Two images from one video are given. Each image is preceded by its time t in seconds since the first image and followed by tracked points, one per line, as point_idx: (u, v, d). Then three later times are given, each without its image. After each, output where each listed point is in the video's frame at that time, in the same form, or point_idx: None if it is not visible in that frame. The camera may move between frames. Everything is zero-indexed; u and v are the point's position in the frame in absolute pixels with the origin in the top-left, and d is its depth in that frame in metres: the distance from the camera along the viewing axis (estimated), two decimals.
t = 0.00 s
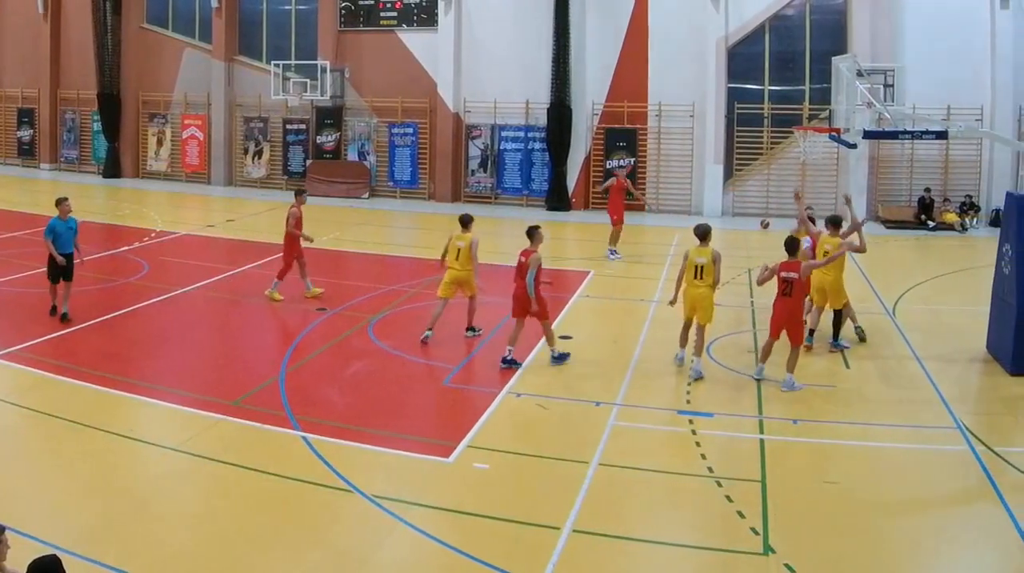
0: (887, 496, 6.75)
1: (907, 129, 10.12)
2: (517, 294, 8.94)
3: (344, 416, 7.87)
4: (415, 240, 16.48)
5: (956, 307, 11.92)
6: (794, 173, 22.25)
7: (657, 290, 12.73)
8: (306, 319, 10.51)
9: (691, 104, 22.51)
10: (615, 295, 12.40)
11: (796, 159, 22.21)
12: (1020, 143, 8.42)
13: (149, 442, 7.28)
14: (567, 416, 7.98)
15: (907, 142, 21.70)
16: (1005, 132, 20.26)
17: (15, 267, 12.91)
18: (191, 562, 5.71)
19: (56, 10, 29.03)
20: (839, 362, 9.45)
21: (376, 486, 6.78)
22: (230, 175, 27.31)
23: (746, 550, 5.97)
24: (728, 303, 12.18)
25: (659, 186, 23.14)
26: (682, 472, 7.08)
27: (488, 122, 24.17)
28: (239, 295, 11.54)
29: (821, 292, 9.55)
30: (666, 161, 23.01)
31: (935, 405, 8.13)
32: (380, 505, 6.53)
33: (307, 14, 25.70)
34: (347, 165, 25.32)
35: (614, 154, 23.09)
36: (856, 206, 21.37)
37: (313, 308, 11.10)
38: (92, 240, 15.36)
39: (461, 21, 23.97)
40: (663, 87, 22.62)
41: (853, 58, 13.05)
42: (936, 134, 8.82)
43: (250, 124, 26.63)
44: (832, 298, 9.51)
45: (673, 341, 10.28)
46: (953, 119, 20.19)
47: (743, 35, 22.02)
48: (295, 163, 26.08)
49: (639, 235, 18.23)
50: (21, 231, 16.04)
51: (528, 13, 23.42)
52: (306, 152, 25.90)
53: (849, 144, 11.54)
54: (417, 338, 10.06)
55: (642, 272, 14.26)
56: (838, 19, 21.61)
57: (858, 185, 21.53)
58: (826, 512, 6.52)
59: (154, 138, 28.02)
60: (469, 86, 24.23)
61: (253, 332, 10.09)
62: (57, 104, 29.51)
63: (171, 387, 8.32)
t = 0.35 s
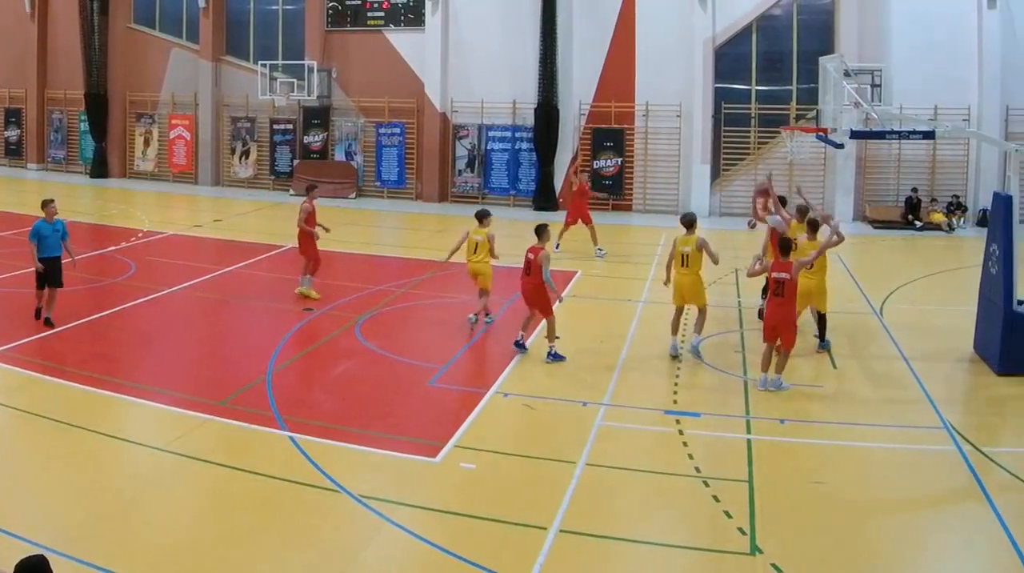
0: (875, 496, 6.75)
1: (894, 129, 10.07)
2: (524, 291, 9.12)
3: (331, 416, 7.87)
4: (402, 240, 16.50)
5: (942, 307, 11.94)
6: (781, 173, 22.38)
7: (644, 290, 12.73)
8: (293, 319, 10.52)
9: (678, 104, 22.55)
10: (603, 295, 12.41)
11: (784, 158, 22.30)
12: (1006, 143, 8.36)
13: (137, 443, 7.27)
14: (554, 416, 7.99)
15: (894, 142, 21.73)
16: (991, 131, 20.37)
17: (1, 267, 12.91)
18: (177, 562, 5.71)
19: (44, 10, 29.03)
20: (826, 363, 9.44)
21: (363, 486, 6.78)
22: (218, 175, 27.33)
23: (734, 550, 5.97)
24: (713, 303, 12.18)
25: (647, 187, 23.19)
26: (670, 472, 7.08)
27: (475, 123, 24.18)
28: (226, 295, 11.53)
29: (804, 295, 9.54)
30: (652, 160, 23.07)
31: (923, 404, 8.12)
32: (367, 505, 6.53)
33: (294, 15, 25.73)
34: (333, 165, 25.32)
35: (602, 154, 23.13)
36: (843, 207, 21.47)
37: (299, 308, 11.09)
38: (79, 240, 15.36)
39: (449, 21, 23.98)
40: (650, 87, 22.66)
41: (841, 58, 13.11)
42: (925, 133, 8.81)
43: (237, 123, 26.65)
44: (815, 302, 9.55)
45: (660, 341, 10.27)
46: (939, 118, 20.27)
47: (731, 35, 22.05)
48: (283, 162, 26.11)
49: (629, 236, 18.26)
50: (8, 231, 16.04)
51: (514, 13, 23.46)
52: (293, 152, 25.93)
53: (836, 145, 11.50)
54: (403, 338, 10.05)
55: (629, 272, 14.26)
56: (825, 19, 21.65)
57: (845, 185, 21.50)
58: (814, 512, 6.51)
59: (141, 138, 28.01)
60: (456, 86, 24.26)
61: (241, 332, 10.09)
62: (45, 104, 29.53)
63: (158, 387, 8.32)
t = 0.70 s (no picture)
0: (860, 496, 6.75)
1: (880, 129, 10.03)
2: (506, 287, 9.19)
3: (317, 416, 7.87)
4: (388, 240, 16.50)
5: (926, 307, 11.97)
6: (768, 172, 22.38)
7: (630, 290, 12.74)
8: (279, 319, 10.52)
9: (664, 104, 22.58)
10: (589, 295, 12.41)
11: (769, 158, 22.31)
12: (992, 143, 8.36)
13: (122, 443, 7.28)
14: (539, 416, 7.99)
15: (879, 142, 21.80)
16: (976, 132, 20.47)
17: None
18: (162, 562, 5.71)
19: (28, 9, 28.98)
20: (812, 363, 9.45)
21: (348, 486, 6.78)
22: (203, 175, 27.31)
23: (719, 550, 5.97)
24: (694, 303, 12.17)
25: (632, 188, 23.19)
26: (655, 472, 7.08)
27: (461, 123, 24.20)
28: (211, 295, 11.53)
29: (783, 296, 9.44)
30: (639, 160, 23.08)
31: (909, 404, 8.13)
32: (353, 506, 6.53)
33: (279, 14, 25.72)
34: (319, 165, 25.36)
35: (588, 154, 23.19)
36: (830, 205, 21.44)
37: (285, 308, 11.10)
38: (64, 240, 15.35)
39: (434, 21, 23.98)
40: (636, 87, 22.68)
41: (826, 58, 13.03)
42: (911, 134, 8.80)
43: (223, 124, 26.64)
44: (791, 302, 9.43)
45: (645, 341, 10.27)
46: (925, 118, 20.37)
47: (715, 36, 22.10)
48: (268, 162, 26.09)
49: (619, 236, 18.26)
50: None
51: (499, 14, 23.49)
52: (279, 152, 25.92)
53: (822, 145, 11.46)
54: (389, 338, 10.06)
55: (615, 272, 14.27)
56: (811, 19, 21.68)
57: (832, 184, 21.47)
58: (799, 512, 6.51)
59: (127, 138, 27.97)
60: (442, 86, 24.27)
61: (227, 332, 10.09)
62: (30, 104, 29.51)
63: (144, 387, 8.33)
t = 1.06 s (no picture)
0: (846, 496, 6.75)
1: (866, 129, 10.04)
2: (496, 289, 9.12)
3: (303, 415, 7.87)
4: (374, 240, 16.50)
5: (909, 306, 12.00)
6: (753, 173, 22.45)
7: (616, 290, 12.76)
8: (265, 319, 10.52)
9: (650, 104, 22.65)
10: (574, 295, 12.43)
11: (754, 158, 22.41)
12: (977, 143, 8.36)
13: (108, 443, 7.27)
14: (524, 416, 7.99)
15: (865, 143, 21.84)
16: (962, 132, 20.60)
17: None
18: (148, 562, 5.70)
19: (14, 9, 28.95)
20: (797, 362, 9.46)
21: (334, 485, 6.78)
22: (189, 175, 27.31)
23: (705, 550, 5.97)
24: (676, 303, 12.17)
25: (619, 187, 23.26)
26: (642, 472, 7.08)
27: (447, 123, 24.24)
28: (196, 295, 11.53)
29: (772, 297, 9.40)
30: (624, 160, 23.13)
31: (894, 404, 8.13)
32: (339, 505, 6.53)
33: (265, 15, 25.75)
34: (306, 165, 25.35)
35: (574, 154, 23.22)
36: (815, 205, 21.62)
37: (271, 308, 11.10)
38: (50, 240, 15.35)
39: (420, 21, 23.98)
40: (622, 88, 22.74)
41: (812, 59, 13.17)
42: (896, 133, 8.83)
43: (209, 124, 26.66)
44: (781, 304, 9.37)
45: (630, 341, 10.28)
46: (910, 118, 20.46)
47: (701, 35, 22.13)
48: (254, 163, 26.10)
49: (608, 236, 18.29)
50: None
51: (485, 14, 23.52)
52: (264, 152, 25.91)
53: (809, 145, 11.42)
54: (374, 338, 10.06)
55: (601, 272, 14.28)
56: (796, 19, 21.76)
57: (817, 184, 21.59)
58: (786, 512, 6.51)
59: (113, 138, 27.98)
60: (428, 86, 24.29)
61: (213, 333, 10.09)
62: (16, 104, 29.51)
63: (129, 386, 8.32)
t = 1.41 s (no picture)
0: (833, 496, 6.75)
1: (853, 129, 10.03)
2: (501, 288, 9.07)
3: (290, 415, 7.87)
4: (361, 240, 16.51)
5: (895, 305, 12.02)
6: (740, 173, 22.53)
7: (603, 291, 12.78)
8: (251, 319, 10.52)
9: (637, 104, 22.67)
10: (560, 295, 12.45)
11: (742, 158, 22.50)
12: (965, 143, 8.37)
13: (96, 443, 7.27)
14: (511, 416, 7.99)
15: (853, 143, 22.05)
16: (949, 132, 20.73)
17: None
18: (135, 562, 5.70)
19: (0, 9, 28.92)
20: (784, 362, 9.47)
21: (321, 486, 6.77)
22: (176, 175, 27.31)
23: (692, 550, 5.96)
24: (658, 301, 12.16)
25: (606, 188, 23.31)
26: (629, 472, 7.07)
27: (434, 123, 24.27)
28: (184, 295, 11.53)
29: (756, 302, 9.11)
30: (611, 160, 23.18)
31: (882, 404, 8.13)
32: (326, 506, 6.53)
33: (252, 14, 25.77)
34: (292, 165, 25.37)
35: (561, 154, 23.20)
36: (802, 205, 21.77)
37: (257, 308, 11.10)
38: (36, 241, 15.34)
39: (407, 21, 24.00)
40: (608, 87, 22.77)
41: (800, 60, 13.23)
42: (883, 134, 8.82)
43: (195, 124, 26.67)
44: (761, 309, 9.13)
45: (617, 341, 10.28)
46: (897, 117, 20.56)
47: (689, 35, 22.23)
48: (240, 162, 26.09)
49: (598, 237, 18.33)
50: None
51: (472, 14, 23.57)
52: (251, 152, 25.93)
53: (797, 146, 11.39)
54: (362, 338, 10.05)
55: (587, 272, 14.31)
56: (782, 19, 21.87)
57: (803, 184, 21.79)
58: (774, 512, 6.51)
59: (99, 138, 27.95)
60: (415, 86, 24.35)
61: (200, 333, 10.09)
62: (3, 104, 29.51)
63: (116, 386, 8.32)
